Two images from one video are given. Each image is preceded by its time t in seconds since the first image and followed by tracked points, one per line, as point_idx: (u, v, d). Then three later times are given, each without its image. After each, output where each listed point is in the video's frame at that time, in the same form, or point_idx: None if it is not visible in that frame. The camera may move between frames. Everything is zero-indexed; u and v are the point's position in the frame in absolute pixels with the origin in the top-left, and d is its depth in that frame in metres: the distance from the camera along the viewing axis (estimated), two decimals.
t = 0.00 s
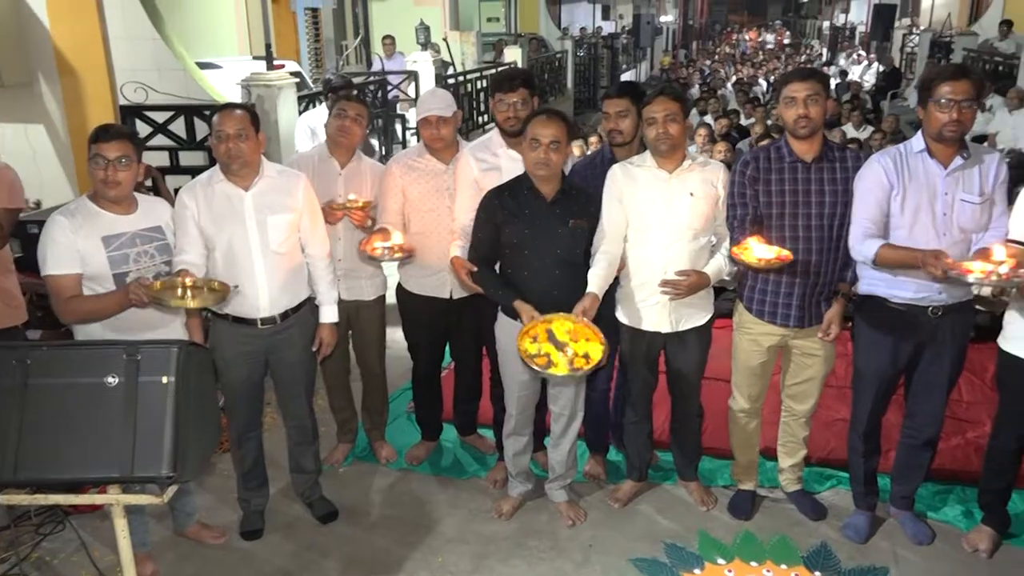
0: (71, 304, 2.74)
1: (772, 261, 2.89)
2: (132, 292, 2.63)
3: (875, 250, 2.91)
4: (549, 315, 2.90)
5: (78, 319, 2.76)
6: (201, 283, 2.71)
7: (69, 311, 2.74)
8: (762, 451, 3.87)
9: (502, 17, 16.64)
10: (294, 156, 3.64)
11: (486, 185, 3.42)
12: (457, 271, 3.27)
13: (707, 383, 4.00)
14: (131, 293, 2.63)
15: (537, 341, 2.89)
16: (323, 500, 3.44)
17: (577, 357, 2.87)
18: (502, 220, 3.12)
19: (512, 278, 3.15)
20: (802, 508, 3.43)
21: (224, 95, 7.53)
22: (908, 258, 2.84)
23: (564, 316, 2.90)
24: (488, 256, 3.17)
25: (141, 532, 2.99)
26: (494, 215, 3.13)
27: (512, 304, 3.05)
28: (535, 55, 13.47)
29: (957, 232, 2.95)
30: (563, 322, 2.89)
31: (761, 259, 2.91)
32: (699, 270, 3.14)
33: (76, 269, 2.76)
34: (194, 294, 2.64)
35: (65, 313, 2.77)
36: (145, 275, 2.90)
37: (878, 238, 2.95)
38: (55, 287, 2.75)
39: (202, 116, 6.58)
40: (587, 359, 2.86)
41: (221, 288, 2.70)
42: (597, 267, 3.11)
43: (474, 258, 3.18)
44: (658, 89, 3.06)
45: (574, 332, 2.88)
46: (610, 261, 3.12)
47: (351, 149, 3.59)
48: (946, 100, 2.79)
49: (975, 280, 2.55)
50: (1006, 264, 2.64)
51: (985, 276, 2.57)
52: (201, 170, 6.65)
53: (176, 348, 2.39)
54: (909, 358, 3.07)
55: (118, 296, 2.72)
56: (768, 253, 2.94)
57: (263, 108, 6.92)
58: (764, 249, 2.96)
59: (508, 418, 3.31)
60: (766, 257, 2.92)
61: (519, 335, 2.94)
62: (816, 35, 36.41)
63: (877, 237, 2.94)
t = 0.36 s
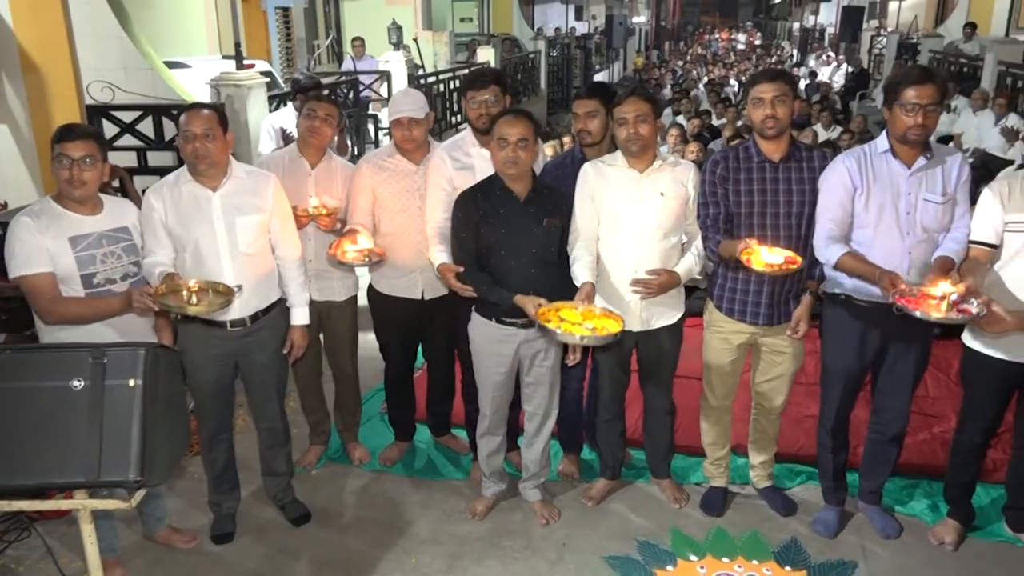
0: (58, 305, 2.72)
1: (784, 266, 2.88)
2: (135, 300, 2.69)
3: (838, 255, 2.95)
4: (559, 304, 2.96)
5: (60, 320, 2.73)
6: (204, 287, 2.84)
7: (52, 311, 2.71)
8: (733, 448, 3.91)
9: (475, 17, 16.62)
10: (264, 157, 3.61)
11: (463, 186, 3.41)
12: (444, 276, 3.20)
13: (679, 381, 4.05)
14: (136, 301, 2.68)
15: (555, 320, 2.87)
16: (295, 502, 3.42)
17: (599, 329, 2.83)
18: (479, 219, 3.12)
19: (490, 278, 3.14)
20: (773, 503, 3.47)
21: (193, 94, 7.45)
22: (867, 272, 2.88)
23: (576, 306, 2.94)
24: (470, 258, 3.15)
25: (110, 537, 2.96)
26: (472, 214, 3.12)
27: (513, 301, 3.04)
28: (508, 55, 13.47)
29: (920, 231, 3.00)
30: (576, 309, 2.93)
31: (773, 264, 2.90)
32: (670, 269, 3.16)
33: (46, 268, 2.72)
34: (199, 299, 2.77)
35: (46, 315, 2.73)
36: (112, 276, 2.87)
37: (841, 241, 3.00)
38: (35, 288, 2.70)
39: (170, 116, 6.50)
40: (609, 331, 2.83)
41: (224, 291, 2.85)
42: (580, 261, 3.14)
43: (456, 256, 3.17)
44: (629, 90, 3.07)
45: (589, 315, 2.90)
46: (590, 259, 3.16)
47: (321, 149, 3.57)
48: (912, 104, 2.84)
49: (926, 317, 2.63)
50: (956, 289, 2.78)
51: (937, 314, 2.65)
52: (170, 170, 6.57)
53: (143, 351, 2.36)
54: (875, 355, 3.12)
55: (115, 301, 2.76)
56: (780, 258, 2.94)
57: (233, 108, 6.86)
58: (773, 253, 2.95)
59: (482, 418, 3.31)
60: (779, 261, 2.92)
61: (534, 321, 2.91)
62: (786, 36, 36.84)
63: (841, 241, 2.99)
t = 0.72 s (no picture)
0: (57, 292, 2.67)
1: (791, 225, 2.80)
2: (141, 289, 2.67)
3: (835, 255, 2.98)
4: (531, 305, 2.97)
5: (58, 309, 2.68)
6: (209, 275, 2.87)
7: (50, 299, 2.66)
8: (715, 444, 3.94)
9: (457, 15, 16.57)
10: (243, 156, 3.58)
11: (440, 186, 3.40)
12: (419, 275, 3.21)
13: (661, 377, 4.04)
14: (142, 290, 2.66)
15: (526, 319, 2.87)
16: (278, 504, 3.40)
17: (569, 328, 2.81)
18: (458, 218, 3.12)
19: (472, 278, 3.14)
20: (756, 498, 3.49)
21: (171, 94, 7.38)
22: (866, 269, 2.93)
23: (548, 307, 2.96)
24: (450, 257, 3.15)
25: (90, 542, 2.93)
26: (451, 211, 3.12)
27: (485, 300, 3.05)
28: (490, 54, 13.44)
29: (899, 226, 3.03)
30: (549, 309, 2.95)
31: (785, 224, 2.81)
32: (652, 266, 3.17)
33: (30, 261, 2.67)
34: (203, 284, 2.80)
35: (42, 306, 2.67)
36: (90, 277, 2.83)
37: (834, 242, 3.04)
38: (31, 276, 2.65)
39: (148, 116, 6.44)
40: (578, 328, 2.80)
41: (228, 278, 2.86)
42: (559, 260, 3.14)
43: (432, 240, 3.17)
44: (608, 88, 3.08)
45: (560, 315, 2.91)
46: (569, 255, 3.16)
47: (301, 149, 3.54)
48: (886, 100, 2.87)
49: (939, 311, 2.67)
50: (967, 283, 2.84)
51: (949, 307, 2.70)
52: (148, 171, 6.51)
53: (122, 353, 2.34)
54: (854, 349, 3.15)
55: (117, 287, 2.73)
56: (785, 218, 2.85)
57: (212, 108, 6.81)
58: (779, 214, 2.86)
59: (464, 416, 3.31)
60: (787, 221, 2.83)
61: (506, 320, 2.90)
62: (767, 33, 37.02)
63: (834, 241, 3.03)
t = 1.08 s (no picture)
0: (22, 307, 2.62)
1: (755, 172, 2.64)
2: (104, 303, 2.63)
3: (809, 254, 3.00)
4: (457, 304, 2.97)
5: (24, 325, 2.64)
6: (175, 289, 2.76)
7: (16, 315, 2.61)
8: (694, 442, 3.97)
9: (432, 16, 16.54)
10: (214, 160, 3.53)
11: (406, 190, 3.41)
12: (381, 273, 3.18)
13: (638, 376, 4.05)
14: (105, 305, 2.62)
15: (446, 319, 2.88)
16: (255, 510, 3.37)
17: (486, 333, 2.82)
18: (427, 220, 3.11)
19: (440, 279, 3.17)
20: (733, 495, 3.52)
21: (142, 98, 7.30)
22: (844, 266, 2.93)
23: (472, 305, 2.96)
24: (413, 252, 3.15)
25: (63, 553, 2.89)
26: (421, 214, 3.11)
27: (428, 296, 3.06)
28: (466, 55, 13.43)
29: (870, 224, 3.07)
30: (472, 309, 2.95)
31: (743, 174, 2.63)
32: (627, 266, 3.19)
33: None
34: (169, 301, 2.68)
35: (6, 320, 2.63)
36: (62, 284, 2.80)
37: (809, 239, 3.06)
38: None
39: (119, 121, 6.37)
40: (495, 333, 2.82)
41: (193, 294, 2.75)
42: (528, 250, 3.15)
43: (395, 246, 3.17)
44: (580, 90, 3.09)
45: (482, 317, 2.91)
46: (539, 248, 3.18)
47: (275, 152, 3.52)
48: (854, 98, 2.91)
49: (914, 304, 2.69)
50: (938, 276, 2.87)
51: (924, 300, 2.72)
52: (120, 176, 6.43)
53: (93, 360, 2.32)
54: (827, 347, 3.18)
55: (81, 301, 2.67)
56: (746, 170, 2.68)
57: (184, 111, 6.75)
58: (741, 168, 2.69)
59: (440, 419, 3.30)
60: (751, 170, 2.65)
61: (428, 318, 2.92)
62: (741, 34, 37.31)
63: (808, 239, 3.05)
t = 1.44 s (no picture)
0: None
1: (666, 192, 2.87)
2: (14, 309, 2.57)
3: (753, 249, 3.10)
4: (423, 301, 2.99)
5: None
6: (92, 300, 2.69)
7: None
8: (667, 440, 3.99)
9: (404, 17, 16.48)
10: (182, 163, 3.49)
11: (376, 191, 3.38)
12: (350, 276, 3.15)
13: (612, 375, 4.11)
14: (14, 310, 2.56)
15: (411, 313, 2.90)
16: (227, 515, 3.34)
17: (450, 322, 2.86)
18: (395, 221, 3.11)
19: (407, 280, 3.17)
20: (705, 491, 3.55)
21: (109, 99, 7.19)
22: (782, 262, 3.03)
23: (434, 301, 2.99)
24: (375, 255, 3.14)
25: (30, 562, 2.84)
26: (389, 216, 3.10)
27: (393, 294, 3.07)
28: (438, 56, 13.40)
29: (835, 222, 3.11)
30: (439, 305, 2.97)
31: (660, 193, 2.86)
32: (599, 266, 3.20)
33: None
34: (85, 311, 2.61)
35: None
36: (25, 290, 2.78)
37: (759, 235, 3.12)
38: None
39: (84, 123, 6.27)
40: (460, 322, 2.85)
41: (114, 305, 2.69)
42: (499, 248, 3.16)
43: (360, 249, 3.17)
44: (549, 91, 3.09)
45: (447, 310, 2.94)
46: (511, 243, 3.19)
47: (244, 154, 3.48)
48: (820, 96, 2.95)
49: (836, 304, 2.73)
50: (867, 276, 2.91)
51: (845, 301, 2.76)
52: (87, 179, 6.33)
53: (58, 367, 2.30)
54: (796, 343, 3.22)
55: None
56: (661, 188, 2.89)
57: (151, 113, 6.68)
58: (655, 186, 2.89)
59: (413, 420, 3.29)
60: (668, 189, 2.85)
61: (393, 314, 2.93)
62: (712, 34, 37.64)
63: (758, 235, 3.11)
